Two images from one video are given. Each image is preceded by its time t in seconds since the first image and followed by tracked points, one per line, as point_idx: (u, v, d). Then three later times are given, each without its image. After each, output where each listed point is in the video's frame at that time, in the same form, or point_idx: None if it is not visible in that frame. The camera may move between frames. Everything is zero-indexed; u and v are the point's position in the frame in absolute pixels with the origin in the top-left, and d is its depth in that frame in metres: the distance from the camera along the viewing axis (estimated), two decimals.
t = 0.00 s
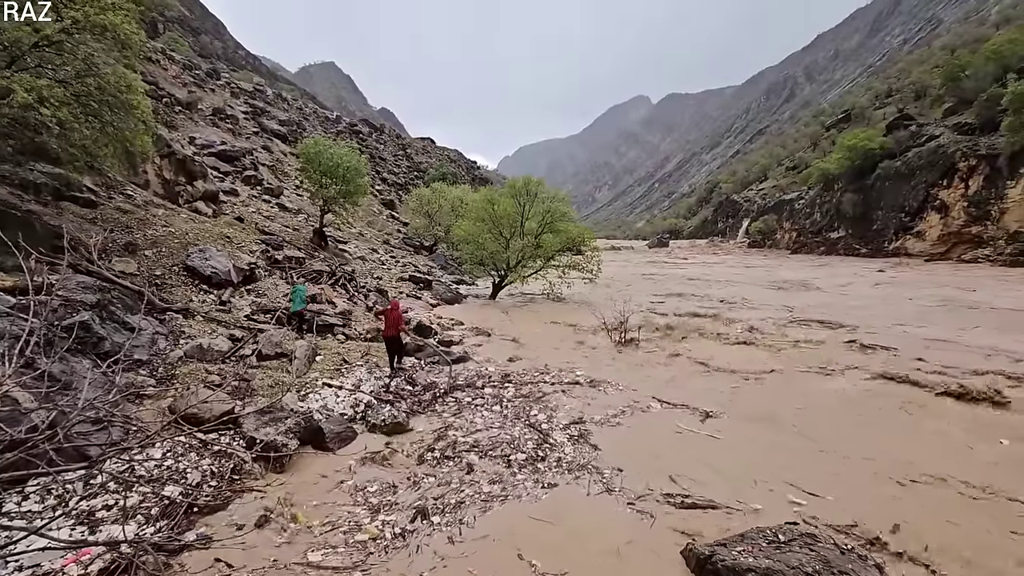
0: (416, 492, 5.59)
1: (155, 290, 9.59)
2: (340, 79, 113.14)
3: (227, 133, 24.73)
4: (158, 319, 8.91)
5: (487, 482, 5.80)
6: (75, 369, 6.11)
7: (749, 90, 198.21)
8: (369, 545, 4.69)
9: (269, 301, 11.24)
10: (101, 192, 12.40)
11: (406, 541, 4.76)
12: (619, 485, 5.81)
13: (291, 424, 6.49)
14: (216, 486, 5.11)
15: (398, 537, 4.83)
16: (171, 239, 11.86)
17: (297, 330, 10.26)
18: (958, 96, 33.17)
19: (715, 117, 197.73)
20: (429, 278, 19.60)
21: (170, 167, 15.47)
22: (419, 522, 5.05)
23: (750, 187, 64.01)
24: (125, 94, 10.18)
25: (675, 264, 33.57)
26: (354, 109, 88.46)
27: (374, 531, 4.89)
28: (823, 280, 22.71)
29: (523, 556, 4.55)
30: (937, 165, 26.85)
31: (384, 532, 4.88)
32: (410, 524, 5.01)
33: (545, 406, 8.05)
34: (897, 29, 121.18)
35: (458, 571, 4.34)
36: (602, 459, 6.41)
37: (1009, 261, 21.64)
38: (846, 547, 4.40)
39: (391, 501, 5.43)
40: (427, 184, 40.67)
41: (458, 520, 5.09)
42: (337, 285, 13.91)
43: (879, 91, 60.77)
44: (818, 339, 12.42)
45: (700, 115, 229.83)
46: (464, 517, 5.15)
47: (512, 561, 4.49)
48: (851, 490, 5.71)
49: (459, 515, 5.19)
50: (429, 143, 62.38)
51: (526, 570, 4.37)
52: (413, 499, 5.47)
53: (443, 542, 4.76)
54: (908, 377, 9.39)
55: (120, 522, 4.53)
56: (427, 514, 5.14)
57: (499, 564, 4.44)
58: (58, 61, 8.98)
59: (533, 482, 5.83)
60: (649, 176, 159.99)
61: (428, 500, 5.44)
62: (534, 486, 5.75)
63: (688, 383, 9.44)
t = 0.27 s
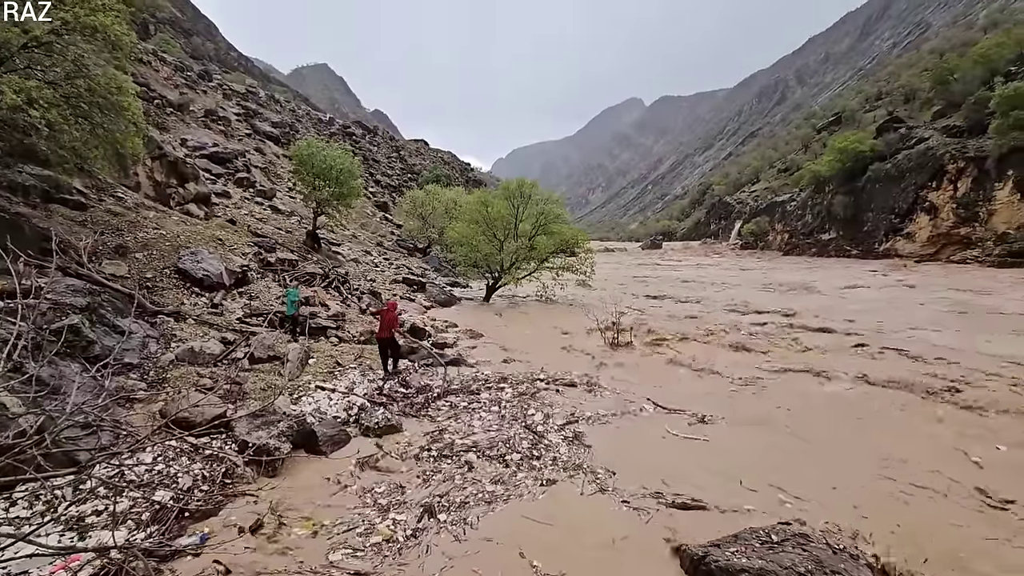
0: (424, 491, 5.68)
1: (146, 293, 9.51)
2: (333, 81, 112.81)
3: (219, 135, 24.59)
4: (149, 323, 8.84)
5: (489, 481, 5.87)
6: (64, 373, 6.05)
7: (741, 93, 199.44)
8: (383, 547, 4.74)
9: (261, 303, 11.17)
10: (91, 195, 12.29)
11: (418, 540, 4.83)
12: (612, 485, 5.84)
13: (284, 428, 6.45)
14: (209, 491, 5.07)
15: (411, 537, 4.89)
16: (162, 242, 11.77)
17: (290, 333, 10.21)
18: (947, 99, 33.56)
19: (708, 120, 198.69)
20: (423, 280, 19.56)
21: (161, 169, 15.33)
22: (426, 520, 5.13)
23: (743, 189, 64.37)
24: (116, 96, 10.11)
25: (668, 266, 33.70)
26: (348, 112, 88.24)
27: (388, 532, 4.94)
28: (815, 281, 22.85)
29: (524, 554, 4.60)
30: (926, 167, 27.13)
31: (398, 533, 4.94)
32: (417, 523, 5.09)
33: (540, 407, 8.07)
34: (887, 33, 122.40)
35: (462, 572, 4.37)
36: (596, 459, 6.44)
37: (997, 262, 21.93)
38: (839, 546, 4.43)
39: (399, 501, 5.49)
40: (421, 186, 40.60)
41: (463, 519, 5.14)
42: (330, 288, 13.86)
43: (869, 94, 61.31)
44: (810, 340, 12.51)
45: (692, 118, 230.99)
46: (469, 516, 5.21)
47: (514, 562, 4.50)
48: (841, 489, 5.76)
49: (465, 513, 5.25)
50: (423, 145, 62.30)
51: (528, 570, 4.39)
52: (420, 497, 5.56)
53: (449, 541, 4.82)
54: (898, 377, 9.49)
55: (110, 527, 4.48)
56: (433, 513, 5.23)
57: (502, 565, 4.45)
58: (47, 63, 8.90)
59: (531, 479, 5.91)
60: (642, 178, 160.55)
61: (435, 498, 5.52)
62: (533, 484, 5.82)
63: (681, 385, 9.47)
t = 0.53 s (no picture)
0: (429, 488, 5.76)
1: (135, 295, 9.42)
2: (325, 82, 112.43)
3: (210, 136, 24.43)
4: (138, 325, 8.74)
5: (490, 479, 5.92)
6: (51, 377, 5.97)
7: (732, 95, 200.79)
8: (393, 544, 4.78)
9: (252, 305, 11.09)
10: (79, 197, 12.15)
11: (426, 539, 4.86)
12: (603, 485, 5.86)
13: (275, 430, 6.40)
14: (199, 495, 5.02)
15: (418, 534, 4.93)
16: (151, 243, 11.66)
17: (282, 335, 10.16)
18: (934, 102, 34.00)
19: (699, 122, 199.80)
20: (415, 282, 19.51)
21: (151, 170, 15.14)
22: (431, 517, 5.19)
23: (734, 190, 64.80)
24: (104, 96, 10.02)
25: (661, 267, 33.81)
26: (340, 113, 87.94)
27: (396, 531, 4.96)
28: (806, 282, 23.03)
29: (520, 553, 4.62)
30: (914, 169, 27.45)
31: (407, 530, 4.99)
32: (422, 521, 5.14)
33: (533, 409, 8.08)
34: (875, 36, 123.79)
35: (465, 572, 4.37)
36: (588, 458, 6.49)
37: (984, 262, 22.26)
38: (829, 546, 4.46)
39: (405, 499, 5.53)
40: (413, 187, 40.52)
41: (466, 517, 5.20)
42: (322, 290, 13.79)
43: (858, 97, 61.97)
44: (801, 341, 12.61)
45: (684, 120, 232.28)
46: (472, 514, 5.26)
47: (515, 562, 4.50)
48: (828, 489, 5.80)
49: (470, 511, 5.30)
50: (415, 147, 62.21)
51: (529, 569, 4.40)
52: (426, 493, 5.64)
53: (453, 539, 4.87)
54: (887, 378, 9.60)
55: (98, 532, 4.40)
56: (437, 511, 5.28)
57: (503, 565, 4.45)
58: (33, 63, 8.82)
59: (528, 477, 6.00)
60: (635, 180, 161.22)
61: (439, 496, 5.58)
62: (531, 482, 5.88)
63: (673, 386, 9.50)
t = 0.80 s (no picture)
0: (430, 485, 5.83)
1: (123, 296, 9.31)
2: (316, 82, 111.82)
3: (199, 136, 24.21)
4: (127, 327, 8.64)
5: (487, 477, 6.01)
6: (37, 380, 5.89)
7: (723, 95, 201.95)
8: (399, 541, 4.84)
9: (242, 307, 11.01)
10: (66, 197, 12.00)
11: (430, 537, 4.92)
12: (592, 484, 5.91)
13: (266, 432, 6.35)
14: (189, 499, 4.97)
15: (422, 532, 4.99)
16: (139, 244, 11.53)
17: (274, 336, 10.12)
18: (921, 102, 34.38)
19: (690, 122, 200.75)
20: (407, 282, 19.44)
21: (139, 171, 14.98)
22: (433, 515, 5.26)
23: (725, 190, 65.18)
24: (91, 96, 9.90)
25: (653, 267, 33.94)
26: (331, 113, 87.47)
27: (402, 528, 5.01)
28: (796, 281, 23.21)
29: (522, 550, 4.73)
30: (902, 169, 27.78)
31: (411, 528, 5.04)
32: (424, 518, 5.21)
33: (526, 409, 8.10)
34: (863, 38, 124.98)
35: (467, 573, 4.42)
36: (579, 456, 6.57)
37: (970, 261, 22.56)
38: (819, 543, 4.51)
39: (408, 498, 5.58)
40: (405, 187, 40.41)
41: (467, 515, 5.28)
42: (314, 290, 13.72)
43: (846, 97, 62.55)
44: (791, 340, 12.73)
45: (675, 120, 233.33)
46: (472, 512, 5.33)
47: (515, 563, 4.55)
48: (811, 486, 5.90)
49: (470, 509, 5.38)
50: (407, 147, 62.03)
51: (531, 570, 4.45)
52: (427, 491, 5.71)
53: (455, 537, 4.95)
54: (874, 376, 9.73)
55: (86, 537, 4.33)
56: (439, 509, 5.35)
57: (504, 566, 4.51)
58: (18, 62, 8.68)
59: (522, 475, 6.08)
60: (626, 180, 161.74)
61: (441, 494, 5.65)
62: (524, 480, 5.97)
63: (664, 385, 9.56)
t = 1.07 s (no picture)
0: (429, 481, 5.89)
1: (110, 296, 9.20)
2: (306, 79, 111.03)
3: (187, 133, 23.95)
4: (114, 327, 8.53)
5: (481, 472, 6.07)
6: (21, 381, 5.80)
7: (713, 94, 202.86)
8: (403, 538, 4.88)
9: (232, 306, 10.92)
10: (51, 196, 11.83)
11: (431, 533, 4.97)
12: (579, 481, 5.95)
13: (256, 432, 6.30)
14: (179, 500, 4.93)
15: (423, 529, 5.03)
16: (127, 243, 11.39)
17: (264, 336, 10.06)
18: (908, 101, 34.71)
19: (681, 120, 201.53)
20: (399, 281, 19.38)
21: (126, 169, 14.80)
22: (431, 510, 5.32)
23: (715, 188, 65.52)
24: (76, 93, 9.75)
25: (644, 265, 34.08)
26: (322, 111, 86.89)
27: (405, 525, 5.05)
28: (786, 279, 23.40)
29: (515, 545, 4.80)
30: (889, 167, 28.08)
31: (414, 524, 5.08)
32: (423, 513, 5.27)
33: (518, 407, 8.12)
34: (852, 37, 125.99)
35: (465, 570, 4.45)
36: (569, 453, 6.62)
37: (956, 258, 22.89)
38: (808, 537, 4.56)
39: (409, 494, 5.63)
40: (396, 186, 40.23)
41: (463, 509, 5.35)
42: (305, 289, 13.64)
43: (835, 96, 63.03)
44: (781, 337, 12.83)
45: (666, 118, 234.12)
46: (469, 507, 5.40)
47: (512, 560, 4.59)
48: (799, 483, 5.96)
49: (466, 504, 5.45)
50: (398, 145, 61.78)
51: (528, 568, 4.49)
52: (426, 488, 5.74)
53: (454, 531, 5.02)
54: (862, 373, 9.85)
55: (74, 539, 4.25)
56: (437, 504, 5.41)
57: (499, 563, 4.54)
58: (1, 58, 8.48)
59: (514, 471, 6.15)
60: (618, 178, 162.09)
61: (439, 489, 5.71)
62: (516, 476, 6.02)
63: (655, 384, 9.61)
